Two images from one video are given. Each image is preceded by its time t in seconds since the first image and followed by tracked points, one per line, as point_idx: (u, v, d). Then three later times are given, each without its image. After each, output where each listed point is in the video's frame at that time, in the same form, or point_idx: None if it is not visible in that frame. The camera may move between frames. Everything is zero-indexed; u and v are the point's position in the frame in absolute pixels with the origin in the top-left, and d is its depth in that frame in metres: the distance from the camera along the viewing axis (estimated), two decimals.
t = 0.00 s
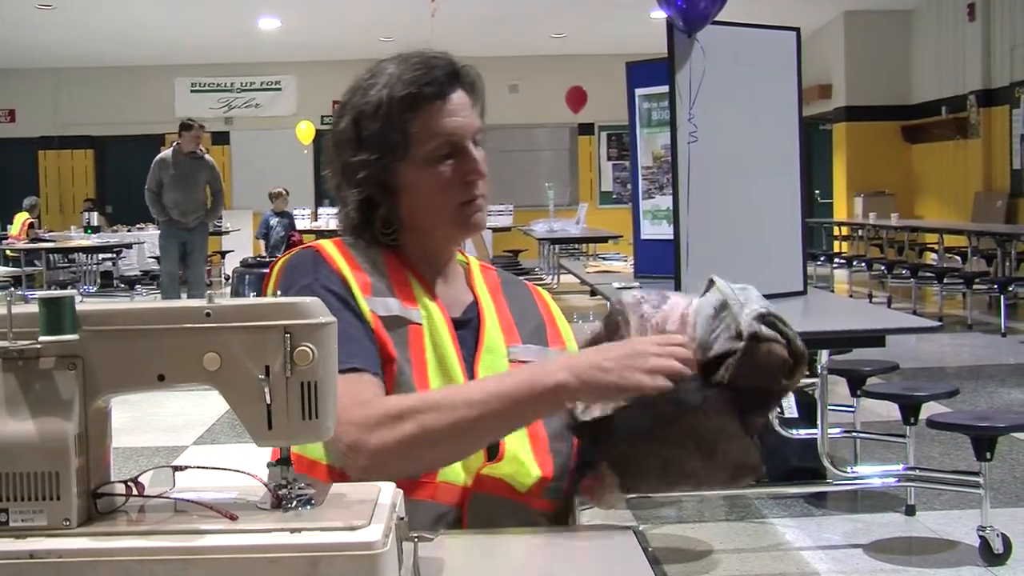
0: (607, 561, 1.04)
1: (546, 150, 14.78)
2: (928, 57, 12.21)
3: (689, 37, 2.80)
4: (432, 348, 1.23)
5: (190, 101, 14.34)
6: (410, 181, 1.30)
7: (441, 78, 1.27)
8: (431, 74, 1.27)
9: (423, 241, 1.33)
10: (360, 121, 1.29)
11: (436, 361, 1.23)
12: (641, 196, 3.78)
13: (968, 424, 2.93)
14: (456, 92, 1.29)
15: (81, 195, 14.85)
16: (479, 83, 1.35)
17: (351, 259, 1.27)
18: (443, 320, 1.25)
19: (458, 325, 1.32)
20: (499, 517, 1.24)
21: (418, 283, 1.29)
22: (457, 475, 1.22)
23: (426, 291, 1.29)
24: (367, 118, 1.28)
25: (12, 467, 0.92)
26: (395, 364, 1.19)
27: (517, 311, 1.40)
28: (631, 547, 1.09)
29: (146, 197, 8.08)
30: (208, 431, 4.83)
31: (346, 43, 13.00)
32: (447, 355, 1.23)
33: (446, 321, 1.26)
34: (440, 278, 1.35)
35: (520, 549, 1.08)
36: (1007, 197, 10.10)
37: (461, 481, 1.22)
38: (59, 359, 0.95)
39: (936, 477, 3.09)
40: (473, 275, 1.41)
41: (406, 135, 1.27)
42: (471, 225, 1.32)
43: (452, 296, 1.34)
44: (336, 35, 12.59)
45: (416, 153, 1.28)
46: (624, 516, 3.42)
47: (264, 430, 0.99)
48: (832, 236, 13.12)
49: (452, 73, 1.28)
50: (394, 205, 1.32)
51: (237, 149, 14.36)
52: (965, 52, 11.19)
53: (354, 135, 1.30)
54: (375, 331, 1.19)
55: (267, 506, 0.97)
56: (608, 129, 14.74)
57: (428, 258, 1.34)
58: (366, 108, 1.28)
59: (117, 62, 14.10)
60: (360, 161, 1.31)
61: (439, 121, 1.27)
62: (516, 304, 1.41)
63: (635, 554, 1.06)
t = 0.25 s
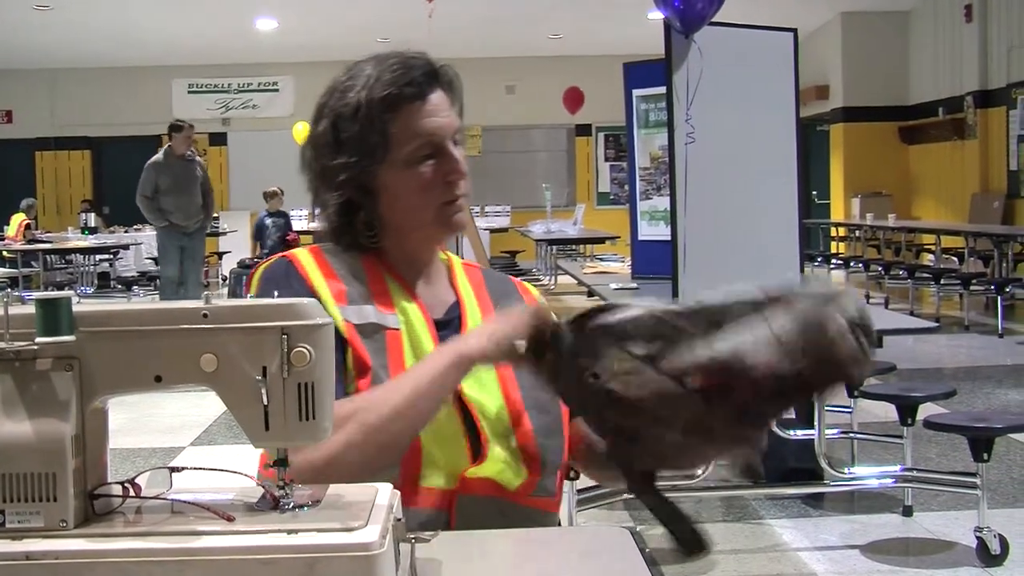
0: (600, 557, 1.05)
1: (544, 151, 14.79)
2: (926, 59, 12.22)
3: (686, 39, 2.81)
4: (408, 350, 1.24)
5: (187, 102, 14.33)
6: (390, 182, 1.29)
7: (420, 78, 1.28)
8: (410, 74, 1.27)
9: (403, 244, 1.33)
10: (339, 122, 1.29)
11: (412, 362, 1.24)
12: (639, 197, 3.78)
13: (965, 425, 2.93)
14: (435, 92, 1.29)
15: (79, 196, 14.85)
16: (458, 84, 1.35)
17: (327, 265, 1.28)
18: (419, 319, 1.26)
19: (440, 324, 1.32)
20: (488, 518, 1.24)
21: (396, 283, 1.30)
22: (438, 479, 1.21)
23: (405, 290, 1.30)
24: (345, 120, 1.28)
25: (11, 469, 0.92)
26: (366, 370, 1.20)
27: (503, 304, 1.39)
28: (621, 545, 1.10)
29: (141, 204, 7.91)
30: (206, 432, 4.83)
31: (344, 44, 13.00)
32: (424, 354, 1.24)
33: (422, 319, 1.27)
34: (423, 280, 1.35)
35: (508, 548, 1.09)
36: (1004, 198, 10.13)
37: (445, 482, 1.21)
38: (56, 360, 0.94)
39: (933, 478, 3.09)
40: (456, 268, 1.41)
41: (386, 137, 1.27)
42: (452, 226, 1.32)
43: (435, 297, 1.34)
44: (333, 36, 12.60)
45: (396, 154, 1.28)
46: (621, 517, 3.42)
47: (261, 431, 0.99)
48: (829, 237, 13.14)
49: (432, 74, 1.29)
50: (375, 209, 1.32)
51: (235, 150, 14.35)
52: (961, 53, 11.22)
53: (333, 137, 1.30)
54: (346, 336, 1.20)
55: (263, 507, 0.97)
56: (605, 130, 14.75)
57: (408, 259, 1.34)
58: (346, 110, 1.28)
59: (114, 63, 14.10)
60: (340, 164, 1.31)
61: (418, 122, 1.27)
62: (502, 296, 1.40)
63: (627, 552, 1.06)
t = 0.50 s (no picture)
0: (600, 557, 1.05)
1: (541, 152, 14.79)
2: (924, 60, 12.22)
3: (684, 39, 2.80)
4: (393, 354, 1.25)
5: (186, 103, 14.32)
6: (366, 187, 1.31)
7: (401, 83, 1.28)
8: (392, 81, 1.28)
9: (379, 247, 1.35)
10: (317, 125, 1.29)
11: (396, 368, 1.25)
12: (637, 198, 3.77)
13: (963, 426, 2.93)
14: (415, 99, 1.30)
15: (77, 197, 14.85)
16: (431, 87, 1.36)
17: (310, 270, 1.29)
18: (401, 321, 1.27)
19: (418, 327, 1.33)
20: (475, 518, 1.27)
21: (378, 285, 1.32)
22: (426, 478, 1.23)
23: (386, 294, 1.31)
24: (321, 125, 1.28)
25: (9, 470, 0.92)
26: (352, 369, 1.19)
27: (487, 306, 1.39)
28: (620, 543, 1.10)
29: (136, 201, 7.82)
30: (204, 433, 4.83)
31: (342, 45, 12.99)
32: (408, 361, 1.25)
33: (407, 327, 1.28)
34: (400, 283, 1.37)
35: (511, 548, 1.08)
36: (1002, 200, 10.13)
37: (428, 482, 1.23)
38: (54, 362, 0.94)
39: (931, 479, 3.09)
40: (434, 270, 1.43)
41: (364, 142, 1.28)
42: (429, 231, 1.33)
43: (414, 299, 1.36)
44: (331, 37, 12.59)
45: (373, 160, 1.29)
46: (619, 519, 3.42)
47: (259, 432, 0.99)
48: (827, 238, 13.14)
49: (411, 80, 1.29)
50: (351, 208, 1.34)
51: (233, 151, 14.35)
52: (959, 54, 11.21)
53: (311, 140, 1.31)
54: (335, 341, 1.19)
55: (261, 508, 0.97)
56: (603, 131, 14.75)
57: (385, 262, 1.35)
58: (324, 112, 1.28)
59: (113, 64, 14.10)
60: (316, 166, 1.32)
61: (398, 129, 1.28)
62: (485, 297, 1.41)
63: (624, 552, 1.06)
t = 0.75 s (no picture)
0: (599, 556, 1.06)
1: (541, 153, 14.78)
2: (924, 61, 12.21)
3: (685, 40, 2.79)
4: (380, 354, 1.29)
5: (186, 104, 14.33)
6: (356, 185, 1.32)
7: (396, 85, 1.30)
8: (388, 82, 1.29)
9: (369, 248, 1.36)
10: (310, 123, 1.31)
11: (383, 369, 1.27)
12: (638, 198, 3.76)
13: (964, 426, 2.93)
14: (410, 101, 1.31)
15: (77, 197, 14.84)
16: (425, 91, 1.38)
17: (301, 274, 1.31)
18: (388, 321, 1.30)
19: (409, 327, 1.36)
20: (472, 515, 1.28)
21: (366, 288, 1.34)
22: (416, 478, 1.25)
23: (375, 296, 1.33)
24: (315, 122, 1.30)
25: (10, 471, 0.91)
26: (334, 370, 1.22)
27: (480, 303, 1.41)
28: (620, 542, 1.11)
29: (139, 202, 7.84)
30: (204, 434, 4.82)
31: (342, 46, 12.99)
32: (396, 362, 1.28)
33: (394, 327, 1.30)
34: (390, 283, 1.38)
35: (508, 547, 1.10)
36: (1002, 200, 10.13)
37: (419, 482, 1.25)
38: (55, 363, 0.94)
39: (932, 480, 3.09)
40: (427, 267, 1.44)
41: (356, 141, 1.30)
42: (416, 233, 1.34)
43: (404, 298, 1.38)
44: (332, 38, 12.60)
45: (366, 159, 1.30)
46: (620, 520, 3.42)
47: (260, 432, 0.99)
48: (827, 238, 13.13)
49: (407, 82, 1.31)
50: (341, 208, 1.35)
51: (233, 152, 14.35)
52: (959, 54, 11.22)
53: (304, 136, 1.32)
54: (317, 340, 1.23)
55: (262, 509, 0.97)
56: (603, 131, 14.75)
57: (373, 261, 1.37)
58: (319, 110, 1.30)
59: (113, 65, 14.09)
60: (308, 163, 1.33)
61: (391, 130, 1.29)
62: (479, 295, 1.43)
63: (621, 550, 1.07)
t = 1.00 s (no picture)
0: (599, 561, 1.05)
1: (542, 155, 14.80)
2: (924, 63, 12.21)
3: (685, 42, 2.80)
4: (385, 351, 1.26)
5: (187, 105, 14.33)
6: (342, 176, 1.33)
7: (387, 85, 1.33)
8: (377, 77, 1.33)
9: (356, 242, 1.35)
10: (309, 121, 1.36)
11: (385, 362, 1.25)
12: (639, 200, 3.75)
13: (965, 428, 2.93)
14: (403, 102, 1.33)
15: (78, 199, 14.86)
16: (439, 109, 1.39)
17: (297, 261, 1.30)
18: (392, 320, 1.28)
19: (414, 330, 1.34)
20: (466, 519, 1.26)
21: (370, 284, 1.32)
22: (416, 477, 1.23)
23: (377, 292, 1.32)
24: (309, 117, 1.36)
25: (11, 474, 0.91)
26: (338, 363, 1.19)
27: (484, 312, 1.39)
28: (620, 548, 1.09)
29: (149, 201, 7.94)
30: (205, 435, 4.83)
31: (343, 47, 12.99)
32: (398, 359, 1.26)
33: (397, 323, 1.28)
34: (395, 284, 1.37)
35: (508, 552, 1.09)
36: (1003, 201, 10.13)
37: (418, 481, 1.23)
38: (55, 364, 0.94)
39: (933, 482, 3.08)
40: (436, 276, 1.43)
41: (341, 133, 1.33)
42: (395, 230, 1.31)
43: (411, 301, 1.36)
44: (332, 40, 12.61)
45: (345, 150, 1.32)
46: (623, 521, 3.44)
47: (260, 434, 0.99)
48: (828, 239, 13.15)
49: (401, 82, 1.33)
50: (331, 203, 1.37)
51: (234, 153, 14.35)
52: (961, 55, 11.22)
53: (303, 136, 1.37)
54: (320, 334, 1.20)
55: (263, 511, 0.96)
56: (604, 133, 14.76)
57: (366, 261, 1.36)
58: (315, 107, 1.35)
59: (114, 66, 14.10)
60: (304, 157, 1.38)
61: (368, 122, 1.31)
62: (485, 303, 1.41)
63: (625, 557, 1.06)
